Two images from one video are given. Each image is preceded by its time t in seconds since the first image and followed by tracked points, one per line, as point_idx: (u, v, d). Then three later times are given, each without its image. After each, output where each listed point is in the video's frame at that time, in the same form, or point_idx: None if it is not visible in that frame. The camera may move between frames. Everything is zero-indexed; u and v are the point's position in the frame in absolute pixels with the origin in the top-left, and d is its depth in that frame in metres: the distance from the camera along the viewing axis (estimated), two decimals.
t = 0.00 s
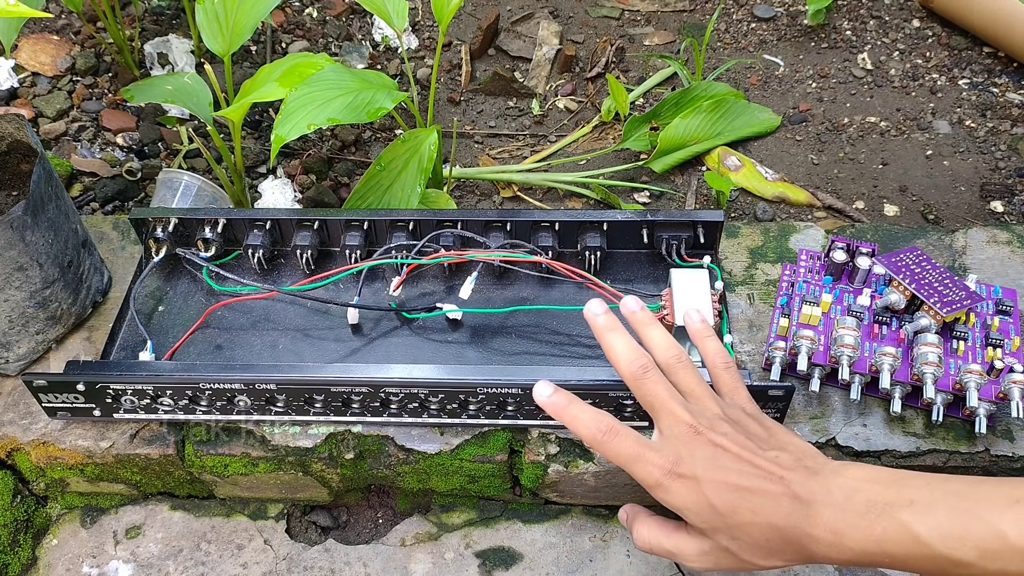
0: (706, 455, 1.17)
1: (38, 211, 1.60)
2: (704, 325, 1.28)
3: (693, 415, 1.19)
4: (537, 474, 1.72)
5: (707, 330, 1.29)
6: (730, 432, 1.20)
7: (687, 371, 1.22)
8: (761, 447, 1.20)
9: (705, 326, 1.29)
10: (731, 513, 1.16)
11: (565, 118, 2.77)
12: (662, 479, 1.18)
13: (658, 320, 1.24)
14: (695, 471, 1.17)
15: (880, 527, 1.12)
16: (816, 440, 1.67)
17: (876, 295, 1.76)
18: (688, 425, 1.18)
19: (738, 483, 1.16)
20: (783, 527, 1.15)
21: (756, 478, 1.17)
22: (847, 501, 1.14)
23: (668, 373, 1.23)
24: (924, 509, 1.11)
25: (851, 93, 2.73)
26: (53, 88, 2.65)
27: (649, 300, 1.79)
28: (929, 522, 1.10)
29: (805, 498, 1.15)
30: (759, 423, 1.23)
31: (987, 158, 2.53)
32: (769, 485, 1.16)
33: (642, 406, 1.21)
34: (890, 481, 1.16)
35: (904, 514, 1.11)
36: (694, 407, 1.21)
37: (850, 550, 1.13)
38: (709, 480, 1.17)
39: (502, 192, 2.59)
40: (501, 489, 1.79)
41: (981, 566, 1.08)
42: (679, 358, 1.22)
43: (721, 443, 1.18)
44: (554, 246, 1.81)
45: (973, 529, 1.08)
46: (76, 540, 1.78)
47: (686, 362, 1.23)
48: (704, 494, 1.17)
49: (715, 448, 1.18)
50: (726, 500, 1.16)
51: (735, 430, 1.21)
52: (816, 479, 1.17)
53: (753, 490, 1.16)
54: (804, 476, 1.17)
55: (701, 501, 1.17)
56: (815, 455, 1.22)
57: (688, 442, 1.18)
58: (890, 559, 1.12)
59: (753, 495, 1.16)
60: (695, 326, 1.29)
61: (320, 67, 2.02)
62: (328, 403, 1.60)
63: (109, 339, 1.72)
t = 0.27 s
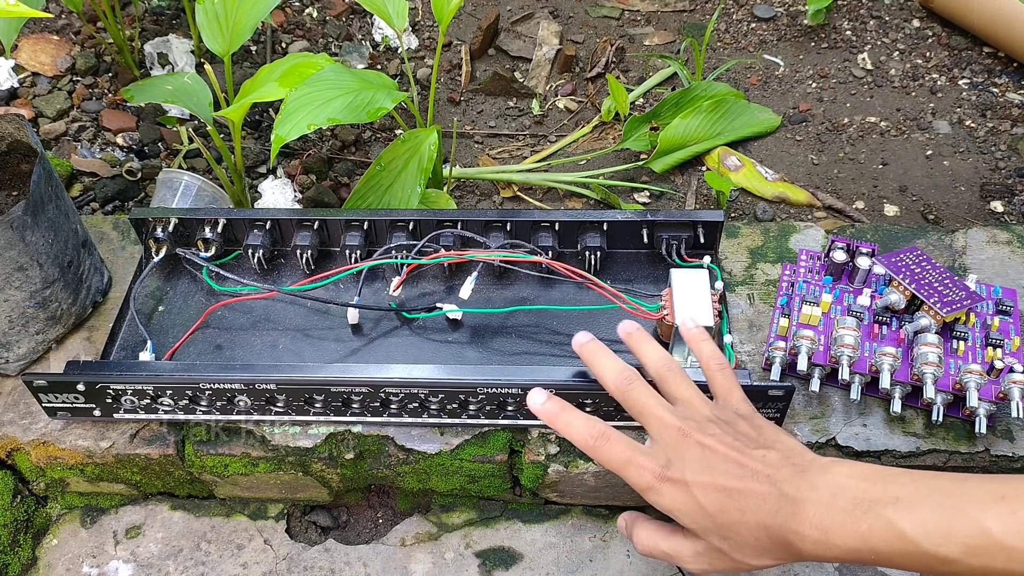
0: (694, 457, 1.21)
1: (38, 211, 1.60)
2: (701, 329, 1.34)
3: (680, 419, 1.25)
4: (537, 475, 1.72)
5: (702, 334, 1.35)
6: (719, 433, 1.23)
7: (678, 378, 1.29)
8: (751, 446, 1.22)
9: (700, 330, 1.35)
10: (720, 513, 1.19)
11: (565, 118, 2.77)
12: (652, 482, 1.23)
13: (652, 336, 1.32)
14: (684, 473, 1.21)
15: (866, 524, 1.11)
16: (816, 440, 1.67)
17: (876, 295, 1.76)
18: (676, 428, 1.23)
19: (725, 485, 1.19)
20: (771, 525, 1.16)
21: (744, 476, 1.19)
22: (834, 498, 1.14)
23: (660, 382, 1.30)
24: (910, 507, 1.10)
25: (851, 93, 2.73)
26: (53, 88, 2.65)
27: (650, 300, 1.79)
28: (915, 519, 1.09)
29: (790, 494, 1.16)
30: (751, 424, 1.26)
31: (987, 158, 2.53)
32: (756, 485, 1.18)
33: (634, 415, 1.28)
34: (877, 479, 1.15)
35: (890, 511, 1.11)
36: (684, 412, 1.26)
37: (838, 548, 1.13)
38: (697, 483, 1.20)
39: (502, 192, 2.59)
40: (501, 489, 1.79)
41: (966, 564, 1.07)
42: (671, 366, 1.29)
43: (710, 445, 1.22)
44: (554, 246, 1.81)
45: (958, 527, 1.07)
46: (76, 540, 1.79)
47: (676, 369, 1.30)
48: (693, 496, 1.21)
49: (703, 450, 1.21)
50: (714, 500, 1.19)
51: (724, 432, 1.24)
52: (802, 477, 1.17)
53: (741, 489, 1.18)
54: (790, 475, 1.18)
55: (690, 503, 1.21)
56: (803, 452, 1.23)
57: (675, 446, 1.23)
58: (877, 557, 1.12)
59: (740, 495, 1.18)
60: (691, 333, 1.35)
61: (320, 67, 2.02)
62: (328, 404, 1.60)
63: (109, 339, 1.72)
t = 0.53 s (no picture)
0: (691, 493, 1.31)
1: (38, 211, 1.60)
2: (693, 356, 1.44)
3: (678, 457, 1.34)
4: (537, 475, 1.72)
5: (696, 360, 1.45)
6: (712, 465, 1.32)
7: (674, 406, 1.37)
8: (743, 471, 1.30)
9: (692, 357, 1.45)
10: (722, 541, 1.28)
11: (565, 118, 2.77)
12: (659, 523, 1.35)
13: (645, 359, 1.43)
14: (683, 510, 1.31)
15: (851, 542, 1.14)
16: (815, 440, 1.67)
17: (876, 295, 1.76)
18: (672, 467, 1.34)
19: (720, 515, 1.28)
20: (765, 547, 1.23)
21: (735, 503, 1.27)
22: (820, 516, 1.18)
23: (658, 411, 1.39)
24: (891, 524, 1.11)
25: (851, 93, 2.73)
26: (53, 88, 2.65)
27: (650, 300, 1.79)
28: (896, 536, 1.10)
29: (778, 515, 1.22)
30: (743, 448, 1.34)
31: (987, 158, 2.53)
32: (749, 511, 1.26)
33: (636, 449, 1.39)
34: (863, 497, 1.17)
35: (873, 529, 1.13)
36: (680, 443, 1.36)
37: (830, 567, 1.15)
38: (697, 516, 1.30)
39: (502, 192, 2.59)
40: (501, 489, 1.79)
41: None
42: (665, 395, 1.38)
43: (705, 479, 1.31)
44: (554, 246, 1.81)
45: (936, 544, 1.06)
46: (76, 540, 1.78)
47: (672, 398, 1.38)
48: (694, 529, 1.31)
49: (698, 487, 1.31)
50: (713, 530, 1.29)
51: (717, 460, 1.33)
52: (789, 498, 1.23)
53: (735, 518, 1.26)
54: (778, 496, 1.25)
55: (693, 535, 1.31)
56: (794, 472, 1.28)
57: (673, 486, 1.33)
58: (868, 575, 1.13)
59: (735, 523, 1.27)
60: (683, 360, 1.46)
61: (320, 67, 2.02)
62: (328, 404, 1.60)
63: (109, 339, 1.72)
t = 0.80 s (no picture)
0: (690, 494, 1.33)
1: (38, 211, 1.60)
2: (693, 356, 1.43)
3: (678, 458, 1.35)
4: (537, 475, 1.72)
5: (696, 361, 1.44)
6: (711, 466, 1.33)
7: (675, 408, 1.37)
8: (743, 472, 1.31)
9: (693, 357, 1.44)
10: (721, 543, 1.30)
11: (565, 118, 2.77)
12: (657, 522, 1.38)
13: (646, 360, 1.42)
14: (682, 511, 1.33)
15: (849, 544, 1.14)
16: (815, 440, 1.67)
17: (876, 295, 1.76)
18: (672, 468, 1.35)
19: (718, 516, 1.29)
20: (764, 549, 1.24)
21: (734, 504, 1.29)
22: (819, 517, 1.19)
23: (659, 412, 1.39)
24: (889, 526, 1.11)
25: (851, 93, 2.73)
26: (53, 88, 2.65)
27: (650, 300, 1.79)
28: (894, 538, 1.09)
29: (777, 517, 1.24)
30: (742, 449, 1.35)
31: (987, 158, 2.53)
32: (749, 513, 1.27)
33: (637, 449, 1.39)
34: (862, 500, 1.18)
35: (871, 531, 1.12)
36: (681, 444, 1.36)
37: (828, 568, 1.16)
38: (697, 517, 1.32)
39: (502, 192, 2.59)
40: (501, 489, 1.79)
41: None
42: (666, 396, 1.38)
43: (704, 480, 1.32)
44: (554, 246, 1.81)
45: (933, 545, 1.05)
46: (76, 540, 1.79)
47: (672, 399, 1.38)
48: (693, 530, 1.33)
49: (698, 488, 1.32)
50: (711, 531, 1.30)
51: (717, 462, 1.33)
52: (788, 499, 1.24)
53: (734, 519, 1.28)
54: (777, 498, 1.26)
55: (692, 536, 1.34)
56: (793, 474, 1.29)
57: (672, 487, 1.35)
58: None
59: (734, 524, 1.28)
60: (684, 360, 1.45)
61: (320, 67, 2.02)
62: (328, 404, 1.60)
63: (109, 339, 1.72)
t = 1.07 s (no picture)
0: (689, 494, 1.33)
1: (38, 211, 1.60)
2: (693, 356, 1.43)
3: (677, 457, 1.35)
4: (537, 475, 1.72)
5: (696, 360, 1.44)
6: (711, 466, 1.34)
7: (675, 407, 1.37)
8: (743, 472, 1.31)
9: (693, 357, 1.44)
10: (720, 542, 1.30)
11: (565, 118, 2.77)
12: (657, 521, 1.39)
13: (646, 360, 1.42)
14: (681, 510, 1.34)
15: (848, 543, 1.14)
16: (815, 440, 1.67)
17: (876, 295, 1.76)
18: (672, 468, 1.35)
19: (718, 516, 1.29)
20: (764, 548, 1.24)
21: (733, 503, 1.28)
22: (820, 517, 1.18)
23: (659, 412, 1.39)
24: (889, 525, 1.11)
25: (851, 93, 2.73)
26: (53, 88, 2.65)
27: (650, 300, 1.79)
28: (894, 538, 1.09)
29: (777, 517, 1.23)
30: (743, 449, 1.34)
31: (987, 158, 2.53)
32: (748, 513, 1.26)
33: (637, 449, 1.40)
34: (862, 498, 1.17)
35: (871, 530, 1.12)
36: (681, 444, 1.36)
37: (828, 567, 1.15)
38: (697, 518, 1.32)
39: (502, 192, 2.59)
40: (501, 489, 1.79)
41: None
42: (666, 396, 1.38)
43: (704, 480, 1.32)
44: (554, 246, 1.81)
45: (934, 545, 1.05)
46: (76, 540, 1.79)
47: (672, 398, 1.38)
48: (692, 529, 1.33)
49: (698, 487, 1.32)
50: (711, 530, 1.30)
51: (717, 461, 1.34)
52: (788, 499, 1.24)
53: (733, 518, 1.28)
54: (777, 498, 1.25)
55: (691, 535, 1.34)
56: (794, 473, 1.29)
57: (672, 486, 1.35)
58: None
59: (733, 523, 1.28)
60: (683, 360, 1.45)
61: (320, 67, 2.02)
62: (328, 403, 1.60)
63: (109, 339, 1.72)
